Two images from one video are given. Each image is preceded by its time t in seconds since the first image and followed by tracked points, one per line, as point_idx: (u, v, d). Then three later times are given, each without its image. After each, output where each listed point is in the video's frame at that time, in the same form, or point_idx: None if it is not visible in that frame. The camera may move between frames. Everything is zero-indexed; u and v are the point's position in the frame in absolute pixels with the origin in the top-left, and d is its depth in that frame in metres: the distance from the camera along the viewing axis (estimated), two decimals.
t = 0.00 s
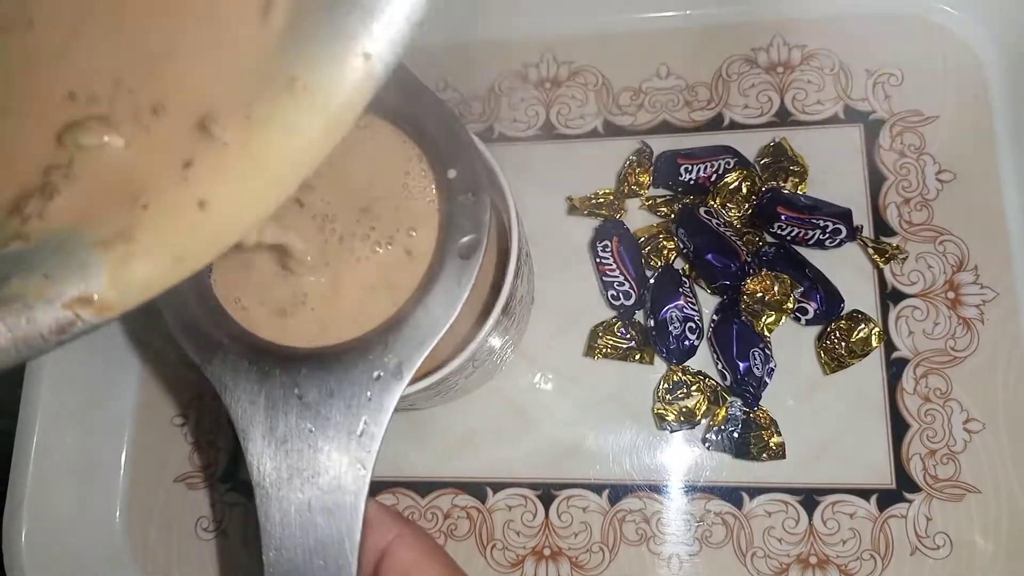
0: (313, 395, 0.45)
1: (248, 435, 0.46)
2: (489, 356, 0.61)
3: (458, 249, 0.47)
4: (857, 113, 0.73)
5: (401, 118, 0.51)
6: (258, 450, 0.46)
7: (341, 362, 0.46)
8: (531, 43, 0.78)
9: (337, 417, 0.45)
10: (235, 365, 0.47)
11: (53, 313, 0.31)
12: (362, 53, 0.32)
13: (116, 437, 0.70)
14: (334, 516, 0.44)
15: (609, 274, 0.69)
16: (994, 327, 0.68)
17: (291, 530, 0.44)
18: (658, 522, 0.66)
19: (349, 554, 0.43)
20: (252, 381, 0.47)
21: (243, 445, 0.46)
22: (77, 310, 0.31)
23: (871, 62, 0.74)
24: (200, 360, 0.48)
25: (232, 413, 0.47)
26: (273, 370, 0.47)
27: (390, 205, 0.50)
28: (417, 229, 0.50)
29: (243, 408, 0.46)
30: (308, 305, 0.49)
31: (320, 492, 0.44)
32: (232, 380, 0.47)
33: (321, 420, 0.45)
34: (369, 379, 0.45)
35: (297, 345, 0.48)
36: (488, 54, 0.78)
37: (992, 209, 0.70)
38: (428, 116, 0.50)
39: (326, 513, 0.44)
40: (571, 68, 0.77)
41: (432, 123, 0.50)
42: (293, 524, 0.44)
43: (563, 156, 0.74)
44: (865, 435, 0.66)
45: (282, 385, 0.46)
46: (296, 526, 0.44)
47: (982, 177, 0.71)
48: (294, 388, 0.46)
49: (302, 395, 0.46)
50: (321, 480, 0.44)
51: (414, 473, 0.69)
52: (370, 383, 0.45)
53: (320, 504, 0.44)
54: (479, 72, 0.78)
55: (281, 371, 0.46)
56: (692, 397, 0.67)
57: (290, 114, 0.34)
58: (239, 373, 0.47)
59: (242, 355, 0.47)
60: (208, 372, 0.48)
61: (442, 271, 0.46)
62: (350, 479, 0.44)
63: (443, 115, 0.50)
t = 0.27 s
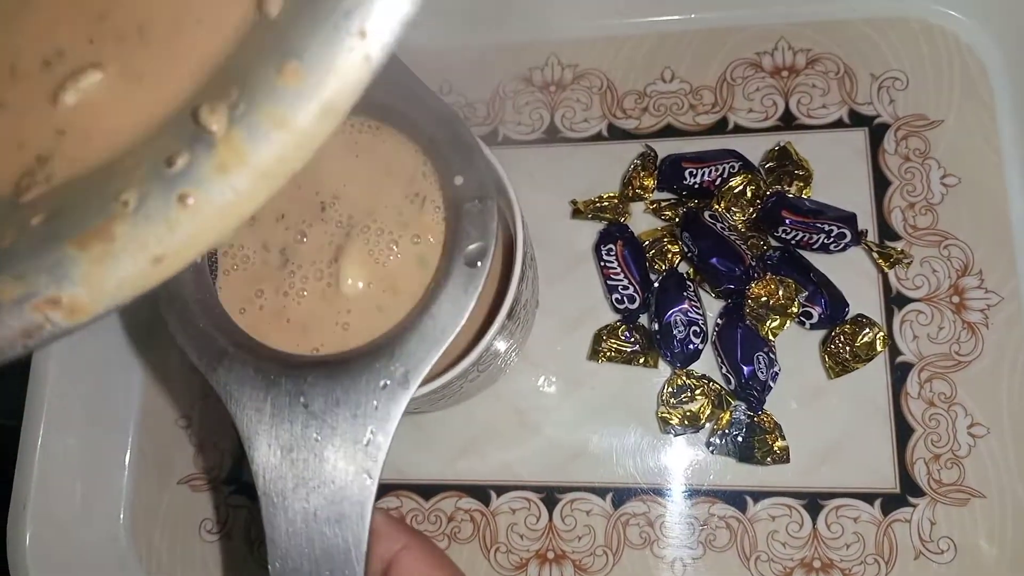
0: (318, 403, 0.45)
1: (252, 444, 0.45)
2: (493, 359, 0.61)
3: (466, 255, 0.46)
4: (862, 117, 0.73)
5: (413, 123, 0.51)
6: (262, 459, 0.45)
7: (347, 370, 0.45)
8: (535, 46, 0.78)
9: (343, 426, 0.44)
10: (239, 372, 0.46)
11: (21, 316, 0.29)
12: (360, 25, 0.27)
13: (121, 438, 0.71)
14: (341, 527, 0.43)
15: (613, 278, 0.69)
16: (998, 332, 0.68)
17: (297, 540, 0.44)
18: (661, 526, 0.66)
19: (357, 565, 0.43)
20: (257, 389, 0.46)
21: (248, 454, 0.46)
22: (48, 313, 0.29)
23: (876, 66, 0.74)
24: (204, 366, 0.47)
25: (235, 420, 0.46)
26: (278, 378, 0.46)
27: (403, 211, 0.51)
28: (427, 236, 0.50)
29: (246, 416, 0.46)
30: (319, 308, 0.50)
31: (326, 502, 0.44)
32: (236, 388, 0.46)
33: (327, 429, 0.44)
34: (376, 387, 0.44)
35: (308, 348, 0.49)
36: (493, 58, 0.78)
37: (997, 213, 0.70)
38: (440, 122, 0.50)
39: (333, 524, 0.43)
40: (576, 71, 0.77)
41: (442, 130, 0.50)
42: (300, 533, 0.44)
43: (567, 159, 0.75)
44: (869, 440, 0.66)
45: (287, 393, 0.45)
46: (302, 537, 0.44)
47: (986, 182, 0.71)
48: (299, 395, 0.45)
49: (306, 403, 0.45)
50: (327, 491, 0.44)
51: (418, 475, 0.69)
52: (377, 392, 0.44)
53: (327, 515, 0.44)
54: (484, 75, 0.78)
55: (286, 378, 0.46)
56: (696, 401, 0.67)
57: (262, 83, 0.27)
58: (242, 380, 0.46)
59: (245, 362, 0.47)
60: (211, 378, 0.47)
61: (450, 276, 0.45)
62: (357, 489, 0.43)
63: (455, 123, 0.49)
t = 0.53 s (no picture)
0: (316, 401, 0.44)
1: (244, 442, 0.44)
2: (496, 357, 0.61)
3: (471, 244, 0.45)
4: (866, 117, 0.73)
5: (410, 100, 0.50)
6: (256, 458, 0.44)
7: (347, 367, 0.45)
8: (538, 45, 0.78)
9: (342, 424, 0.44)
10: (230, 368, 0.46)
11: None
12: None
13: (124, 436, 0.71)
14: (338, 526, 0.43)
15: (616, 277, 0.68)
16: (1003, 331, 0.67)
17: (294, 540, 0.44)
18: (664, 525, 0.66)
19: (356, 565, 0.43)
20: (251, 385, 0.45)
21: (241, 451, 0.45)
22: None
23: (880, 65, 0.74)
24: (194, 361, 0.46)
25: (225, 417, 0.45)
26: (272, 373, 0.45)
27: (404, 192, 0.50)
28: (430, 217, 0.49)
29: (238, 413, 0.45)
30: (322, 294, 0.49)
31: (324, 502, 0.44)
32: (230, 385, 0.45)
33: (325, 427, 0.44)
34: (376, 383, 0.44)
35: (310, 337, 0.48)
36: (496, 56, 0.78)
37: (1002, 213, 0.70)
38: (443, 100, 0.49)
39: (330, 523, 0.43)
40: (579, 70, 0.77)
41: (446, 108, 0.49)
42: (297, 533, 0.44)
43: (571, 158, 0.74)
44: (873, 440, 0.66)
45: (283, 389, 0.45)
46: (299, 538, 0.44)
47: (991, 181, 0.71)
48: (295, 392, 0.45)
49: (303, 400, 0.44)
50: (325, 490, 0.44)
51: (422, 474, 0.69)
52: (378, 388, 0.44)
53: (325, 514, 0.43)
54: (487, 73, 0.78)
55: (281, 375, 0.45)
56: (700, 401, 0.67)
57: None
58: (234, 377, 0.45)
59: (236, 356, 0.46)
60: (200, 372, 0.46)
61: (454, 268, 0.45)
62: (357, 488, 0.43)
63: (460, 99, 0.49)
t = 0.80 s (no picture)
0: (366, 425, 0.50)
1: (302, 461, 0.49)
2: (500, 362, 0.61)
3: (504, 286, 0.51)
4: (867, 121, 0.73)
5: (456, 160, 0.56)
6: (312, 477, 0.49)
7: (393, 395, 0.50)
8: (541, 50, 0.78)
9: (390, 446, 0.49)
10: (289, 393, 0.51)
11: None
12: None
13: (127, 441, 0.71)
14: (388, 538, 0.48)
15: (619, 282, 0.69)
16: (1004, 336, 0.68)
17: (348, 551, 0.48)
18: (667, 529, 0.66)
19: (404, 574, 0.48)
20: (307, 412, 0.50)
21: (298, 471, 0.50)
22: None
23: (881, 70, 0.75)
24: (257, 388, 0.51)
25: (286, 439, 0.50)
26: (326, 400, 0.51)
27: (450, 238, 0.55)
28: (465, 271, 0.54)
29: (298, 435, 0.50)
30: (367, 335, 0.54)
31: (375, 517, 0.49)
32: (288, 409, 0.51)
33: (375, 449, 0.49)
34: (420, 410, 0.49)
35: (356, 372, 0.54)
36: (498, 61, 0.79)
37: (1002, 217, 0.70)
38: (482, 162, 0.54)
39: (380, 536, 0.48)
40: (581, 75, 0.77)
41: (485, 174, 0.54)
42: (350, 547, 0.48)
43: (573, 163, 0.75)
44: (874, 444, 0.66)
45: (336, 414, 0.50)
46: (352, 549, 0.49)
47: (992, 185, 0.71)
48: (348, 417, 0.50)
49: (356, 424, 0.50)
50: (376, 505, 0.49)
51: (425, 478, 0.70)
52: (421, 414, 0.49)
53: (376, 528, 0.49)
54: (489, 79, 0.78)
55: (335, 401, 0.50)
56: (702, 405, 0.67)
57: (213, 46, 0.28)
58: (295, 401, 0.51)
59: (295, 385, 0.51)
60: (261, 397, 0.51)
61: (490, 308, 0.51)
62: (404, 505, 0.48)
63: (493, 159, 0.54)
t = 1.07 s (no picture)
0: (364, 422, 0.50)
1: (302, 459, 0.51)
2: (501, 368, 0.62)
3: (498, 279, 0.52)
4: (865, 127, 0.73)
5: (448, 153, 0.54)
6: (312, 474, 0.50)
7: (391, 392, 0.51)
8: (541, 56, 0.79)
9: (388, 443, 0.50)
10: (288, 393, 0.52)
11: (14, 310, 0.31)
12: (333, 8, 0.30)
13: (132, 445, 0.71)
14: (387, 533, 0.50)
15: (619, 287, 0.70)
16: (1003, 340, 0.68)
17: (348, 545, 0.50)
18: (667, 533, 0.67)
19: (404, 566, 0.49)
20: (305, 411, 0.51)
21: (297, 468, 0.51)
22: (39, 309, 0.31)
23: (880, 75, 0.75)
24: (256, 389, 0.52)
25: (286, 437, 0.51)
26: (324, 398, 0.51)
27: (440, 235, 0.54)
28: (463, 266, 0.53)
29: (297, 433, 0.51)
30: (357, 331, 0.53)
31: (374, 512, 0.50)
32: (287, 410, 0.52)
33: (373, 446, 0.50)
34: (418, 406, 0.50)
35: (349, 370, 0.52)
36: (499, 68, 0.79)
37: (1001, 222, 0.70)
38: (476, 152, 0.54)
39: (379, 531, 0.50)
40: (581, 81, 0.77)
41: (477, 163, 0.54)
42: (352, 543, 0.49)
43: (573, 169, 0.75)
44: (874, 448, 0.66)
45: (334, 412, 0.51)
46: (352, 543, 0.50)
47: (990, 190, 0.71)
48: (346, 415, 0.51)
49: (354, 421, 0.51)
50: (375, 500, 0.50)
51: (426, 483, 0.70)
52: (420, 410, 0.50)
53: (375, 523, 0.50)
54: (490, 85, 0.79)
55: (332, 399, 0.51)
56: (702, 410, 0.67)
57: (240, 84, 0.30)
58: (293, 401, 0.52)
59: (292, 383, 0.52)
60: (260, 398, 0.52)
61: (487, 300, 0.52)
62: (403, 500, 0.50)
63: (488, 156, 0.54)
